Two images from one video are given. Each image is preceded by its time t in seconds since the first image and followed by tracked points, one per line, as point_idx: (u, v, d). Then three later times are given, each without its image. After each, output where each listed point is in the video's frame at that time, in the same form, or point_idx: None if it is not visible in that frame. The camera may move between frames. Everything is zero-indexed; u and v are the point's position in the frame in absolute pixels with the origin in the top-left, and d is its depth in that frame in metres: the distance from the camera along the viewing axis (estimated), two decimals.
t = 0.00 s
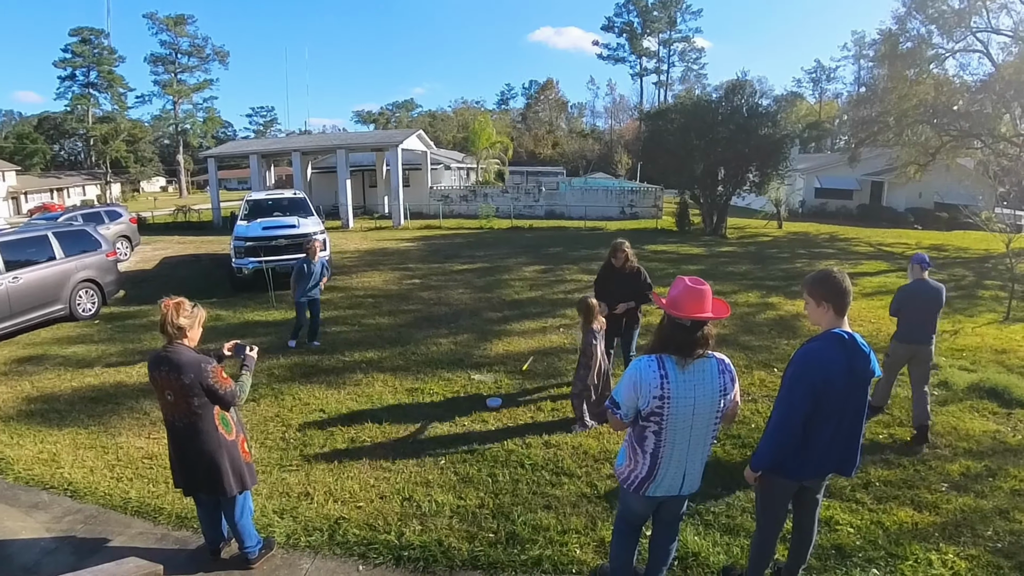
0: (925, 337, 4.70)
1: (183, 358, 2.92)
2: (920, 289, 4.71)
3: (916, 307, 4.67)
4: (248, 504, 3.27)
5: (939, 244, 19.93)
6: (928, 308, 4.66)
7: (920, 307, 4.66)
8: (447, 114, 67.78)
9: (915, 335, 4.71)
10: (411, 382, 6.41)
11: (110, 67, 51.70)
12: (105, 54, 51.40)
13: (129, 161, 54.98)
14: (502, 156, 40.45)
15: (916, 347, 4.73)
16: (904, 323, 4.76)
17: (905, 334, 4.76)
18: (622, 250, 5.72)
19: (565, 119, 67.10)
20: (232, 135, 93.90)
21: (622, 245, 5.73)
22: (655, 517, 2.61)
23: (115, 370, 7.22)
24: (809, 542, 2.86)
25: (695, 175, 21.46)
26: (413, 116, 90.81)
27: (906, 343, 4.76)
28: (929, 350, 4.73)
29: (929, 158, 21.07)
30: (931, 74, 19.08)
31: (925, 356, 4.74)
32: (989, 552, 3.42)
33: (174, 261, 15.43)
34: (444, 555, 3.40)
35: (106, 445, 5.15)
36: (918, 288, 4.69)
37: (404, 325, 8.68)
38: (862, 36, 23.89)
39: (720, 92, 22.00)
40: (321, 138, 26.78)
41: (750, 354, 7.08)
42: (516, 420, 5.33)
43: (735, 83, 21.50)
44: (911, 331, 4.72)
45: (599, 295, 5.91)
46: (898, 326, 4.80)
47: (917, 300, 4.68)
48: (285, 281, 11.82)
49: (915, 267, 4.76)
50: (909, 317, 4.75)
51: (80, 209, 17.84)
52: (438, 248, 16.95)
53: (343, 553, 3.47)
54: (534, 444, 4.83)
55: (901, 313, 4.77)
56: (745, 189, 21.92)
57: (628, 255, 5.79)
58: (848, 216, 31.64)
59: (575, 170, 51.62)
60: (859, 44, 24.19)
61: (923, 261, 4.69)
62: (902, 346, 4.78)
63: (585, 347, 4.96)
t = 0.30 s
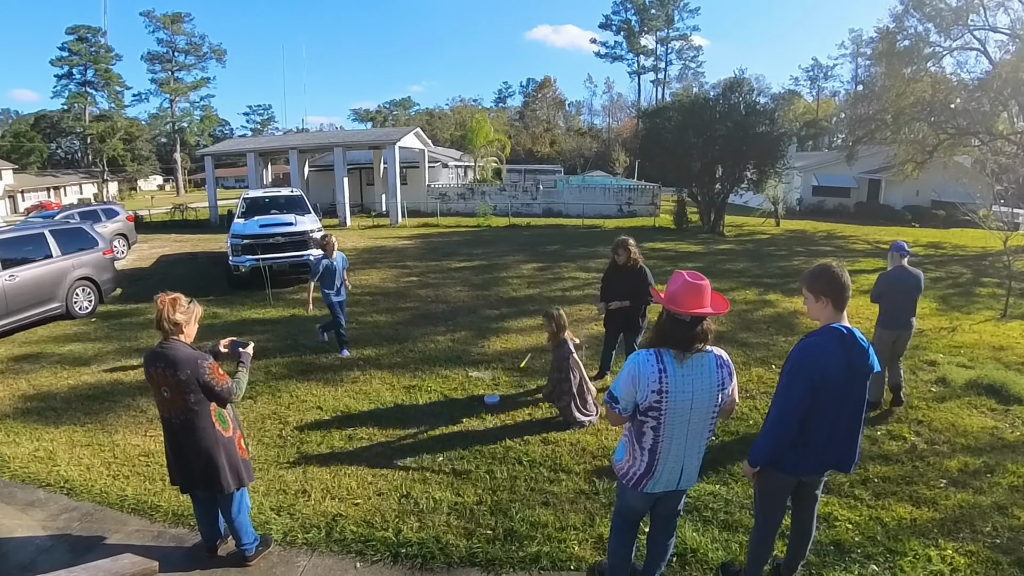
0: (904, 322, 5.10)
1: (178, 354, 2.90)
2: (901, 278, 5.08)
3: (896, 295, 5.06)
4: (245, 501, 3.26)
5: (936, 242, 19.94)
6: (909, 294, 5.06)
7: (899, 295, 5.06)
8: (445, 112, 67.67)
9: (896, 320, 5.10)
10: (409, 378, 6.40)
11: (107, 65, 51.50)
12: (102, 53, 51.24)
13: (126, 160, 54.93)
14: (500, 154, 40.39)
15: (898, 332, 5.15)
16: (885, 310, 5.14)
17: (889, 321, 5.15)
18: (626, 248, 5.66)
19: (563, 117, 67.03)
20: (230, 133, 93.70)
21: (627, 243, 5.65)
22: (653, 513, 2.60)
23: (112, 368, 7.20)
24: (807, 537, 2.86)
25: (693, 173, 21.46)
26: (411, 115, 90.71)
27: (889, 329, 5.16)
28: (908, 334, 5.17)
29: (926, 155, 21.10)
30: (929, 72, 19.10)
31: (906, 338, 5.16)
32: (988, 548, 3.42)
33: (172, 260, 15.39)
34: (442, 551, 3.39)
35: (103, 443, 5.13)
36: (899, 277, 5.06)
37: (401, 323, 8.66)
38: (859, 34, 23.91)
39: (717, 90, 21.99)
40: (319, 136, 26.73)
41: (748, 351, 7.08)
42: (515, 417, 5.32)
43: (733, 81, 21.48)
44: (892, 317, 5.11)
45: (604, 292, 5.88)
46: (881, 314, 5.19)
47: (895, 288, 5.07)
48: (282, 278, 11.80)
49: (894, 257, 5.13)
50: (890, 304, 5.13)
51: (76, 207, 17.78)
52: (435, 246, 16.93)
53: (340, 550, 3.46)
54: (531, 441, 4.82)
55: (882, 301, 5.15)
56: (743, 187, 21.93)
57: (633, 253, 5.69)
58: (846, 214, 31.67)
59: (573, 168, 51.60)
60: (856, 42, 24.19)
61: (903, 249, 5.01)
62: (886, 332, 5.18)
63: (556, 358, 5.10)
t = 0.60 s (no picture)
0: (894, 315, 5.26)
1: (179, 354, 2.90)
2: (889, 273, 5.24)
3: (886, 290, 5.21)
4: (245, 501, 3.26)
5: (935, 241, 19.95)
6: (898, 289, 5.20)
7: (889, 290, 5.20)
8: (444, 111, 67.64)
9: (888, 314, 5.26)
10: (408, 378, 6.41)
11: (105, 64, 51.41)
12: (100, 52, 51.17)
13: (124, 159, 54.95)
14: (499, 153, 40.37)
15: (888, 325, 5.31)
16: (877, 305, 5.28)
17: (878, 315, 5.30)
18: (628, 248, 5.65)
19: (562, 116, 67.03)
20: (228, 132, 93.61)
21: (629, 244, 5.63)
22: (652, 513, 2.61)
23: (111, 368, 7.21)
24: (808, 536, 2.86)
25: (692, 172, 21.47)
26: (410, 114, 90.64)
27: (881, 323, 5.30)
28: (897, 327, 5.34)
29: (926, 155, 21.11)
30: (928, 71, 19.09)
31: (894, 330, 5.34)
32: (986, 547, 3.42)
33: (171, 259, 15.38)
34: (442, 551, 3.40)
35: (103, 443, 5.13)
36: (886, 272, 5.21)
37: (401, 322, 8.67)
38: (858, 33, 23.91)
39: (716, 89, 21.99)
40: (318, 135, 26.71)
41: (747, 350, 7.08)
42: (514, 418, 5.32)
43: (731, 80, 21.47)
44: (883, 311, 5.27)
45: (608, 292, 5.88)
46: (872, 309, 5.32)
47: (886, 284, 5.21)
48: (281, 278, 11.79)
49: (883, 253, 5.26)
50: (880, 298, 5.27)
51: (76, 207, 17.77)
52: (435, 245, 16.95)
53: (340, 550, 3.46)
54: (531, 441, 4.83)
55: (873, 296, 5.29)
56: (742, 186, 21.94)
57: (634, 253, 5.67)
58: (845, 213, 31.70)
59: (572, 167, 51.59)
60: (855, 41, 24.20)
61: (889, 246, 5.16)
62: (877, 326, 5.33)
63: (503, 365, 4.83)
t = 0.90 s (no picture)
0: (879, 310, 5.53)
1: (181, 355, 2.90)
2: (878, 272, 5.42)
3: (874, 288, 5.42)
4: (246, 501, 3.27)
5: (936, 241, 19.94)
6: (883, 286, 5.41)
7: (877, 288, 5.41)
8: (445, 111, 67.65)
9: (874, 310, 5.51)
10: (408, 378, 6.41)
11: (105, 64, 51.40)
12: (100, 52, 51.17)
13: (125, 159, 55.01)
14: (499, 153, 40.35)
15: (876, 317, 5.59)
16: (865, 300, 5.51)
17: (866, 310, 5.55)
18: (631, 248, 5.62)
19: (562, 116, 67.06)
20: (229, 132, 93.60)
21: (631, 244, 5.56)
22: (654, 512, 2.61)
23: (112, 368, 7.21)
24: (808, 537, 2.86)
25: (692, 172, 21.46)
26: (410, 114, 90.64)
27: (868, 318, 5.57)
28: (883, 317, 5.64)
29: (926, 155, 21.10)
30: (928, 71, 19.08)
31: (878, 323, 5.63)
32: (986, 547, 3.43)
33: (172, 259, 15.38)
34: (442, 551, 3.40)
35: (104, 444, 5.13)
36: (877, 271, 5.38)
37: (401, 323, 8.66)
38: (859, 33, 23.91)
39: (717, 89, 21.98)
40: (318, 135, 26.70)
41: (748, 350, 7.08)
42: (515, 417, 5.33)
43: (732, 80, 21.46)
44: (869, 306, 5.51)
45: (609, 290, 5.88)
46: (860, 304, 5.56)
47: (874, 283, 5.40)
48: (282, 278, 11.79)
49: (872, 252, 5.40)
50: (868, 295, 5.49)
51: (77, 207, 17.78)
52: (436, 245, 16.94)
53: (341, 550, 3.47)
54: (531, 441, 4.83)
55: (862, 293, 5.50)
56: (742, 186, 21.92)
57: (637, 253, 5.61)
58: (845, 213, 31.70)
59: (572, 167, 51.59)
60: (856, 41, 24.20)
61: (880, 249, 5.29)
62: (864, 320, 5.60)
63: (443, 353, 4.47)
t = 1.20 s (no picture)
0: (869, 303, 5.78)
1: (184, 354, 2.91)
2: (871, 264, 5.72)
3: (864, 280, 5.72)
4: (248, 501, 3.27)
5: (937, 241, 19.92)
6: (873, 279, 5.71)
7: (867, 280, 5.71)
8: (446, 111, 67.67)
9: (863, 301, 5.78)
10: (410, 378, 6.42)
11: (107, 64, 51.45)
12: (102, 52, 51.22)
13: (127, 159, 55.09)
14: (501, 153, 40.34)
15: (868, 310, 5.83)
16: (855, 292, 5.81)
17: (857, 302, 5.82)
18: (626, 250, 5.62)
19: (564, 116, 67.07)
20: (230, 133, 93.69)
21: (625, 245, 5.59)
22: (656, 513, 2.61)
23: (114, 368, 7.22)
24: (810, 537, 2.86)
25: (694, 172, 21.44)
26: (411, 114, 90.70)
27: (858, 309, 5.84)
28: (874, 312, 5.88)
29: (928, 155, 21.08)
30: (930, 71, 19.05)
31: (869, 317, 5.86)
32: (988, 548, 3.42)
33: (174, 259, 15.39)
34: (444, 551, 3.40)
35: (105, 444, 5.14)
36: (868, 262, 5.69)
37: (403, 323, 8.67)
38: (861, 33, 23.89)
39: (718, 89, 21.98)
40: (320, 135, 26.72)
41: (749, 351, 7.09)
42: (516, 417, 5.33)
43: (733, 80, 21.48)
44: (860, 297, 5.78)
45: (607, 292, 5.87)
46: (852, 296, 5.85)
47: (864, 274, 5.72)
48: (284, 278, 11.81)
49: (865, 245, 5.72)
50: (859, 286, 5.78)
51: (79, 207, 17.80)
52: (437, 245, 16.95)
53: (343, 550, 3.47)
54: (532, 441, 4.84)
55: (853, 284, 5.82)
56: (744, 186, 21.90)
57: (631, 254, 5.64)
58: (847, 213, 31.66)
59: (574, 167, 51.59)
60: (858, 41, 24.20)
61: (874, 239, 5.56)
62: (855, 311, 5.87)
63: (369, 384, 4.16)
